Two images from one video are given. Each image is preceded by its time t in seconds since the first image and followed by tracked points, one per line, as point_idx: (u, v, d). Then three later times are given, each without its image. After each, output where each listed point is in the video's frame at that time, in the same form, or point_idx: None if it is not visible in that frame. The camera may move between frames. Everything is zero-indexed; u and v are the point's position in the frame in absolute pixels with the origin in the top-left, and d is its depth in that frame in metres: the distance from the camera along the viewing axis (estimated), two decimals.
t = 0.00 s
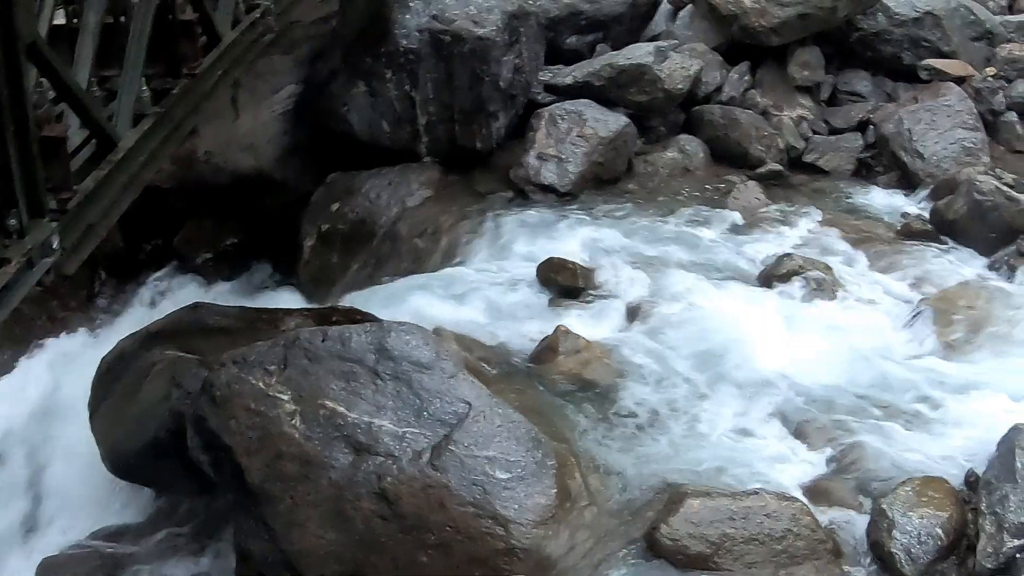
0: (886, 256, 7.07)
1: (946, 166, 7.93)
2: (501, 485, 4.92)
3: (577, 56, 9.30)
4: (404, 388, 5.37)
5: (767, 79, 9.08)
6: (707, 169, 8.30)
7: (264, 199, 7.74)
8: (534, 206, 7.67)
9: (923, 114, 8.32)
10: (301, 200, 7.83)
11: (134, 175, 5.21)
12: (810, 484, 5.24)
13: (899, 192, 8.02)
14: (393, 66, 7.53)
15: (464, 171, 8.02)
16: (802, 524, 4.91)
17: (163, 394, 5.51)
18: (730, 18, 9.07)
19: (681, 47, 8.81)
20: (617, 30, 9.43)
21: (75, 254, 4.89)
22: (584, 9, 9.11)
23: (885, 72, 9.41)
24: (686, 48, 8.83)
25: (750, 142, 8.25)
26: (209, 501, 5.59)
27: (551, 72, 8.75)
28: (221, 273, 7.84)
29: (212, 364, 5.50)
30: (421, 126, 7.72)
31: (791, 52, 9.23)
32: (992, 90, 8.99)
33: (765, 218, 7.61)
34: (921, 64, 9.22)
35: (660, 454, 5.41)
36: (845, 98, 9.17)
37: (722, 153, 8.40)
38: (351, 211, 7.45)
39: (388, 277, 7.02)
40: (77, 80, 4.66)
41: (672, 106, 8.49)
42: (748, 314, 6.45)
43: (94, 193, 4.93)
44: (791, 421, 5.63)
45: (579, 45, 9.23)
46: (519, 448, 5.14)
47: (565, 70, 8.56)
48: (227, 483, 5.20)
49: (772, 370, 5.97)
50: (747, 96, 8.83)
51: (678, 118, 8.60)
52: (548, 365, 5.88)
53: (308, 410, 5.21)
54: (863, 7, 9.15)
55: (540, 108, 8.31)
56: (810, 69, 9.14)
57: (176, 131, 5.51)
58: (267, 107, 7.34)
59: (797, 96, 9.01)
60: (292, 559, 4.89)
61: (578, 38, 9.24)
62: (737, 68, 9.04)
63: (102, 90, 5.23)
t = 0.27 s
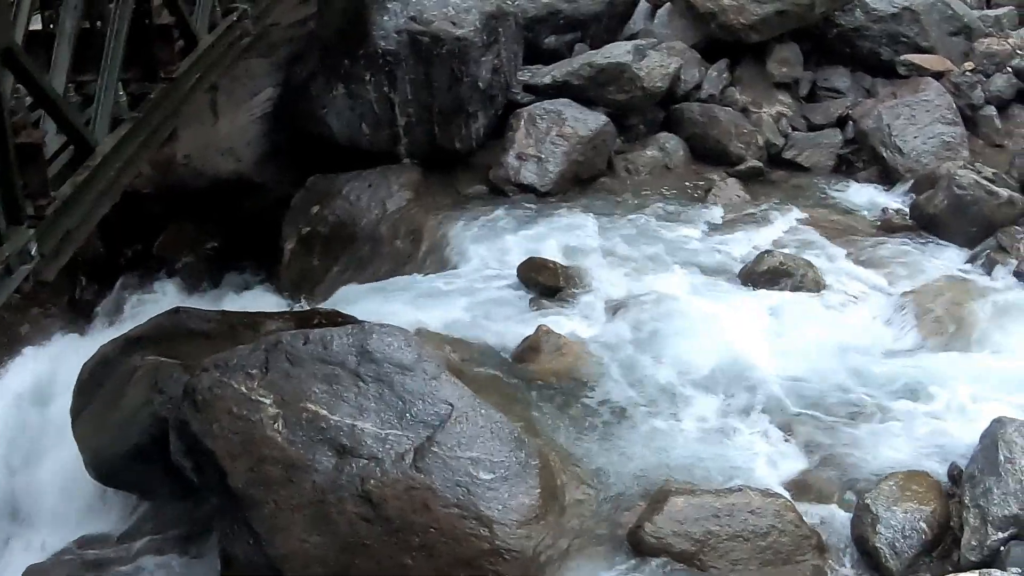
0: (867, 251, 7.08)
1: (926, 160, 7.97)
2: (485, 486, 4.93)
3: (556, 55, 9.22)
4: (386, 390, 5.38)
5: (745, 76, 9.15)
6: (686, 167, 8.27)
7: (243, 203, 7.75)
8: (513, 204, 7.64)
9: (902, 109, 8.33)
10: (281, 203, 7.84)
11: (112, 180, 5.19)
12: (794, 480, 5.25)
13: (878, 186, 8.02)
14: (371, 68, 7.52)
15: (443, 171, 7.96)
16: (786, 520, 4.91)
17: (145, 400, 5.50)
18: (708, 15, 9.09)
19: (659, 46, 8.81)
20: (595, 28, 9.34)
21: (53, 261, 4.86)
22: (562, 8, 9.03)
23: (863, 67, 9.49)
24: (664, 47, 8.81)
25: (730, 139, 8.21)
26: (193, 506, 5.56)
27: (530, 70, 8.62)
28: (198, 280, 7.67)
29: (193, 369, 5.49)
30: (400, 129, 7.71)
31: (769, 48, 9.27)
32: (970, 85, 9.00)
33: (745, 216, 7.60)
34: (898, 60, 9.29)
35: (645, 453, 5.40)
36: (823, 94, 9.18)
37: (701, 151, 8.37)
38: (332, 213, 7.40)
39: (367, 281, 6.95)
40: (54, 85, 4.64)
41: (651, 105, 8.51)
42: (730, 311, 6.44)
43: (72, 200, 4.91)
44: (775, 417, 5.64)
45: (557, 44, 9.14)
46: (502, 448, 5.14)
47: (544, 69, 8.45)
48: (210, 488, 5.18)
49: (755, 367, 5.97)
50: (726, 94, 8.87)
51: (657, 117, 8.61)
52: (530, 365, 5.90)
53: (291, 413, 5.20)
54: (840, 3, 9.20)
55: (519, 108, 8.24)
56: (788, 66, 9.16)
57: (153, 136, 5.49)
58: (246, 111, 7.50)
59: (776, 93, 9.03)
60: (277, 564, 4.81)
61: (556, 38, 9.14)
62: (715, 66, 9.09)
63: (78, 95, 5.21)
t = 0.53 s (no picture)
0: (855, 245, 7.09)
1: (913, 154, 7.96)
2: (476, 486, 4.93)
3: (542, 54, 9.26)
4: (376, 391, 5.37)
5: (733, 72, 9.17)
6: (674, 164, 8.24)
7: (229, 203, 7.47)
8: (502, 204, 7.58)
9: (888, 103, 8.34)
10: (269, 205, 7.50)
11: (99, 185, 5.18)
12: (785, 475, 5.27)
13: (865, 181, 8.05)
14: (357, 68, 7.42)
15: (430, 172, 7.84)
16: (777, 515, 4.93)
17: (135, 404, 5.50)
18: (693, 12, 9.13)
19: (645, 43, 8.79)
20: (581, 27, 9.33)
21: (41, 267, 4.85)
22: (549, 7, 9.11)
23: (850, 62, 9.45)
24: (650, 44, 8.81)
25: (717, 135, 8.23)
26: (184, 510, 5.55)
27: (517, 69, 8.63)
28: (187, 282, 7.50)
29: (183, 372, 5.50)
30: (387, 129, 7.55)
31: (756, 44, 9.25)
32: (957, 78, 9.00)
33: (733, 212, 7.59)
34: (885, 54, 9.24)
35: (636, 451, 5.40)
36: (811, 90, 9.21)
37: (688, 148, 8.35)
38: (319, 215, 7.24)
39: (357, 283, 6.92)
40: (40, 91, 4.63)
41: (638, 102, 8.48)
42: (719, 308, 6.43)
43: (59, 205, 4.90)
44: (765, 413, 5.64)
45: (544, 43, 9.18)
46: (493, 447, 5.15)
47: (531, 68, 8.47)
48: (201, 491, 5.15)
49: (744, 364, 5.97)
50: (712, 90, 8.86)
51: (645, 114, 8.55)
52: (519, 365, 5.85)
53: (280, 415, 5.20)
54: None
55: (505, 107, 8.16)
56: (775, 61, 9.13)
57: (140, 140, 5.49)
58: (233, 113, 7.48)
59: (764, 89, 9.04)
60: (271, 566, 4.80)
61: (543, 36, 9.18)
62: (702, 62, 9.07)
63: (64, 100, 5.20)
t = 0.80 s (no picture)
0: (856, 242, 7.08)
1: (912, 151, 7.96)
2: (477, 487, 4.93)
3: (541, 53, 9.27)
4: (378, 393, 5.36)
5: (732, 72, 9.13)
6: (674, 162, 8.26)
7: (228, 204, 7.54)
8: (501, 204, 7.57)
9: (887, 99, 8.32)
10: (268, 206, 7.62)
11: (97, 189, 5.18)
12: (787, 472, 5.27)
13: (864, 178, 8.05)
14: (356, 70, 7.54)
15: (429, 172, 7.88)
16: (779, 513, 4.93)
17: (136, 408, 5.51)
18: (691, 11, 9.13)
19: (642, 41, 8.77)
20: (579, 26, 9.34)
21: (40, 272, 4.85)
22: (546, 6, 9.12)
23: (849, 59, 9.45)
24: (649, 44, 8.71)
25: (716, 134, 8.22)
26: (187, 512, 5.55)
27: (516, 69, 8.63)
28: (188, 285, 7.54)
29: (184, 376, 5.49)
30: (386, 130, 7.64)
31: (754, 42, 9.22)
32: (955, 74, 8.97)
33: (734, 210, 7.58)
34: (882, 51, 9.29)
35: (637, 449, 5.40)
36: (810, 87, 9.18)
37: (688, 146, 8.36)
38: (318, 217, 7.39)
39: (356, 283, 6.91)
40: (38, 96, 4.63)
41: (636, 101, 8.44)
42: (719, 308, 6.42)
43: (57, 210, 4.90)
44: (767, 411, 5.64)
45: (542, 43, 9.20)
46: (494, 448, 5.14)
47: (530, 69, 8.47)
48: (203, 494, 5.17)
49: (744, 362, 5.97)
50: (711, 88, 8.90)
51: (644, 113, 8.53)
52: (521, 365, 5.84)
53: (281, 418, 5.20)
54: None
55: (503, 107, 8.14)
56: (773, 59, 9.12)
57: (138, 143, 5.50)
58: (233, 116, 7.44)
59: (762, 87, 9.02)
60: (273, 568, 4.86)
61: (541, 36, 9.20)
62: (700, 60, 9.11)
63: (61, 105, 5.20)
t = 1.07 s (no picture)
0: (849, 240, 7.07)
1: (904, 148, 8.00)
2: (473, 487, 4.92)
3: (532, 54, 9.18)
4: (372, 395, 5.37)
5: (723, 71, 9.10)
6: (666, 161, 8.22)
7: (223, 206, 7.36)
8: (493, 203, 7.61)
9: (879, 97, 8.32)
10: (261, 210, 7.49)
11: (89, 193, 5.18)
12: (782, 470, 5.27)
13: (859, 176, 8.02)
14: (347, 71, 7.41)
15: (421, 171, 7.88)
16: (775, 511, 4.95)
17: (131, 411, 5.50)
18: (683, 9, 9.10)
19: (634, 40, 8.74)
20: (571, 25, 9.30)
21: (32, 275, 4.84)
22: (538, 6, 9.06)
23: (841, 56, 9.46)
24: (640, 42, 8.72)
25: (708, 132, 8.21)
26: (184, 515, 5.53)
27: (506, 69, 8.57)
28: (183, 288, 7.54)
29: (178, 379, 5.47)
30: (378, 131, 7.58)
31: (745, 40, 9.18)
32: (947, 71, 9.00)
33: (727, 209, 7.57)
34: (874, 47, 9.29)
35: (633, 448, 5.40)
36: (801, 85, 9.20)
37: (681, 145, 8.33)
38: (312, 218, 7.26)
39: (355, 281, 6.86)
40: (29, 100, 4.62)
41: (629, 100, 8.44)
42: (712, 307, 6.42)
43: (48, 213, 4.90)
44: (761, 409, 5.64)
45: (533, 43, 9.12)
46: (489, 448, 5.14)
47: (520, 68, 8.39)
48: (200, 496, 5.17)
49: (738, 360, 5.97)
50: (703, 87, 8.87)
51: (636, 112, 8.56)
52: (515, 367, 5.83)
53: (276, 420, 5.19)
54: None
55: (496, 107, 8.12)
56: (765, 57, 9.09)
57: (130, 146, 5.49)
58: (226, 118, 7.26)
59: (753, 85, 9.02)
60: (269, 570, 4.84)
61: (532, 36, 9.13)
62: (692, 59, 9.06)
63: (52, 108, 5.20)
